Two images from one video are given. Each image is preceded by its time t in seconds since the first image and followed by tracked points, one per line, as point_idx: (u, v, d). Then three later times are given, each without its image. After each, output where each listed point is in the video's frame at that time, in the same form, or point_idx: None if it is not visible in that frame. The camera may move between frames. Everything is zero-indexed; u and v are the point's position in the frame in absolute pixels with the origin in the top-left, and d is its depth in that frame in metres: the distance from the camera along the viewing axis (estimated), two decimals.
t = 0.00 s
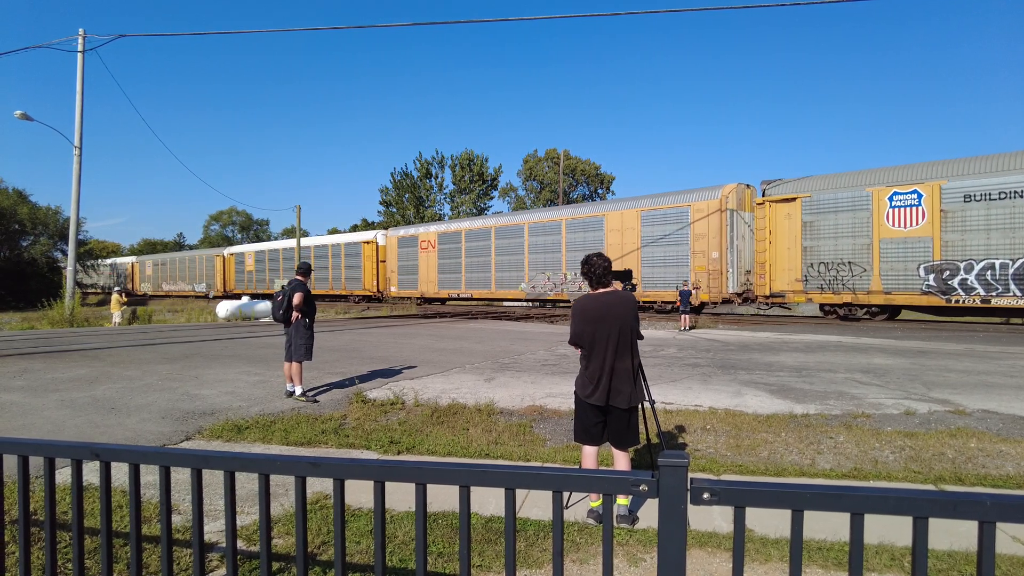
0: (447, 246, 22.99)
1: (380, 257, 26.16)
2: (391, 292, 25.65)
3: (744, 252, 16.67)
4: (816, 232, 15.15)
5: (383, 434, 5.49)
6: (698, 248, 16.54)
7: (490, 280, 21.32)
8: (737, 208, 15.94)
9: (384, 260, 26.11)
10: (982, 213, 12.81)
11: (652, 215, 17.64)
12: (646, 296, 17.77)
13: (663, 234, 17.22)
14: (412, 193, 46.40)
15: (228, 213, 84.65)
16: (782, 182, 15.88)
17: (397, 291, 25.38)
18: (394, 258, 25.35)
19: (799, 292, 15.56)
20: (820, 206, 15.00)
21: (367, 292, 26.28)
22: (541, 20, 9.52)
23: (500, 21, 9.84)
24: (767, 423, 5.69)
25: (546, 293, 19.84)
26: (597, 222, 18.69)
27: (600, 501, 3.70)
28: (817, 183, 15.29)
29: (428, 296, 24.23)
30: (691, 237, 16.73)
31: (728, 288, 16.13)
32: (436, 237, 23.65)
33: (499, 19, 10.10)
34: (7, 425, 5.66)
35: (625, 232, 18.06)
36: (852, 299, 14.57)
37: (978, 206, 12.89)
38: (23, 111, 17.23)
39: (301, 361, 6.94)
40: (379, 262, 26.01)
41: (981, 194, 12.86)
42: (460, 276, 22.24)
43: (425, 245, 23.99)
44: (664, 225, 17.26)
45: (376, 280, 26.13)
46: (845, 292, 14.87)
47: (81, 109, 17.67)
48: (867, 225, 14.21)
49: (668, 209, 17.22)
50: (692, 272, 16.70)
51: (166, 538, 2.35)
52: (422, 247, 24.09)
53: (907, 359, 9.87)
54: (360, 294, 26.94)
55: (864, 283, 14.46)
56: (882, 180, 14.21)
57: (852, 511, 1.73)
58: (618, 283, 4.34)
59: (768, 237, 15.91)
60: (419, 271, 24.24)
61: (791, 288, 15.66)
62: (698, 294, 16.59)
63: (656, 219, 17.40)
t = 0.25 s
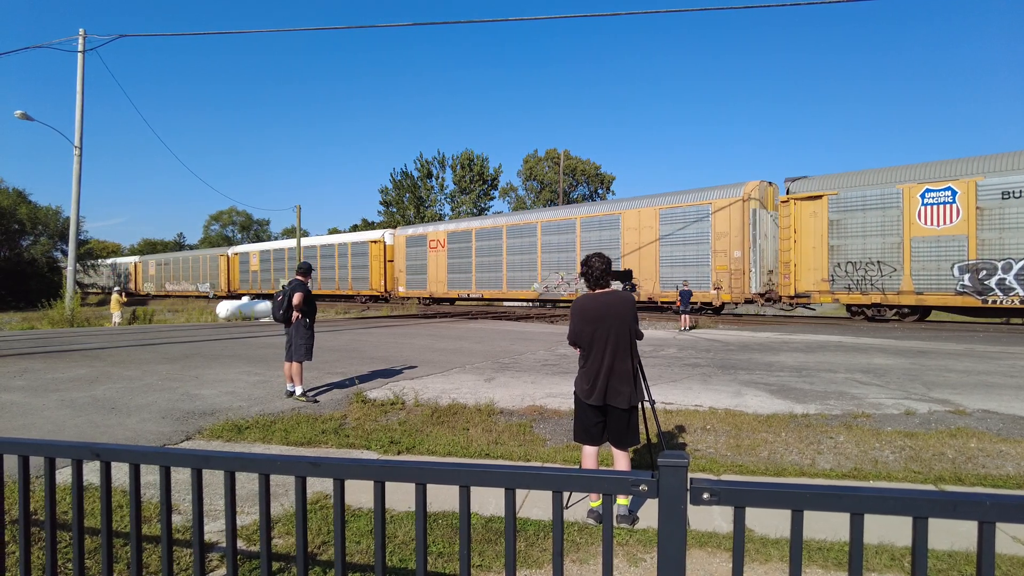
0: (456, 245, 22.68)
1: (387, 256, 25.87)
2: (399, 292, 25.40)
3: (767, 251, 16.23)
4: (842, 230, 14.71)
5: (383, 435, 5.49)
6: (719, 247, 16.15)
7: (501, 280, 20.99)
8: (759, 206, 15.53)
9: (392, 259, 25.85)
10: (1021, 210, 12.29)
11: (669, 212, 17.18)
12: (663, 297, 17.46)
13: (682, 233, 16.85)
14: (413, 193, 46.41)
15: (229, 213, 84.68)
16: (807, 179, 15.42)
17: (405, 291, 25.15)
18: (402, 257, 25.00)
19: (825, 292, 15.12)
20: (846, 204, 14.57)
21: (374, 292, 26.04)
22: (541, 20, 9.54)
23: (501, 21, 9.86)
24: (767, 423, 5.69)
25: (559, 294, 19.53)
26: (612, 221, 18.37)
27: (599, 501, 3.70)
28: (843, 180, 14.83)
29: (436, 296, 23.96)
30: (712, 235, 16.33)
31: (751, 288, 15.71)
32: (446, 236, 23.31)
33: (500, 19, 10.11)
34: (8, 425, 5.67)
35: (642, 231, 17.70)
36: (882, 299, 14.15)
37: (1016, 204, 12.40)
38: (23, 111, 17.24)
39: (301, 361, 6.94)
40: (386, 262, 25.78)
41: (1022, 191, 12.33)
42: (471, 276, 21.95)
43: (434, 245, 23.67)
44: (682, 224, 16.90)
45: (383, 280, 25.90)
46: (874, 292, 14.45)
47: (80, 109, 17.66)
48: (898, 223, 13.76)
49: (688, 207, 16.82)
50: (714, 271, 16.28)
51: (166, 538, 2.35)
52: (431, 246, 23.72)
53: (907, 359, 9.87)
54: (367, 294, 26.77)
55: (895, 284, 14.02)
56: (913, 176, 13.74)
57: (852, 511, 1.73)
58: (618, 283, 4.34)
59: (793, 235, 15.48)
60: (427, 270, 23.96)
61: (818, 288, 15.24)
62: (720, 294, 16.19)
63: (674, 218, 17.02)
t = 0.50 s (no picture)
0: (466, 244, 22.34)
1: (395, 254, 25.57)
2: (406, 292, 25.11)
3: (791, 250, 15.86)
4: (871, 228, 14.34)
5: (384, 434, 5.48)
6: (741, 246, 15.79)
7: (513, 281, 20.61)
8: (783, 204, 15.24)
9: (399, 258, 25.55)
10: None
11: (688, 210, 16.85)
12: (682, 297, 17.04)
13: (702, 231, 16.45)
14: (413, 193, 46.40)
15: (229, 213, 84.69)
16: (833, 176, 15.04)
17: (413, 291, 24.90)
18: (410, 256, 24.66)
19: (852, 292, 14.75)
20: (875, 202, 14.21)
21: (381, 292, 25.80)
22: (540, 20, 9.56)
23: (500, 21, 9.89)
24: (768, 423, 5.68)
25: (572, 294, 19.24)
26: (629, 220, 18.01)
27: (600, 501, 3.70)
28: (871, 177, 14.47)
29: (445, 296, 23.67)
30: (734, 234, 15.97)
31: (774, 288, 15.34)
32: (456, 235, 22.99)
33: (499, 19, 10.11)
34: (8, 425, 5.66)
35: (661, 229, 17.32)
36: (913, 300, 13.80)
37: None
38: (23, 111, 17.25)
39: (302, 361, 6.93)
40: (394, 262, 25.52)
41: None
42: (481, 276, 21.64)
43: (443, 244, 23.33)
44: (702, 223, 16.54)
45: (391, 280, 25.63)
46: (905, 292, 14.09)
47: (80, 109, 17.65)
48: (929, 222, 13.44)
49: (708, 205, 16.46)
50: (736, 272, 15.90)
51: (168, 537, 2.35)
52: (440, 245, 23.36)
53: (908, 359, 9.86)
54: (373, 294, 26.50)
55: (928, 283, 13.67)
56: (947, 173, 13.38)
57: (855, 509, 1.72)
58: (618, 282, 4.33)
59: (819, 233, 15.10)
60: (436, 269, 23.64)
61: (845, 288, 14.87)
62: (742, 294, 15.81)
63: (694, 216, 16.66)
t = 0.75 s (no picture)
0: (476, 243, 22.02)
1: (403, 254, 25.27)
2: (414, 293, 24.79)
3: (816, 249, 15.56)
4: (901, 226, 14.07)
5: (385, 434, 5.47)
6: (764, 245, 15.40)
7: (527, 281, 20.29)
8: (807, 201, 14.93)
9: (407, 258, 25.27)
10: None
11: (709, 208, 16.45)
12: (702, 298, 16.63)
13: (725, 230, 16.05)
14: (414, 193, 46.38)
15: (229, 213, 84.67)
16: (861, 172, 14.77)
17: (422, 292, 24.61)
18: (418, 256, 24.35)
19: (882, 292, 14.45)
20: (907, 199, 13.95)
21: (389, 292, 25.54)
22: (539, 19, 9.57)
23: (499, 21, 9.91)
24: (769, 423, 5.67)
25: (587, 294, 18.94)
26: (647, 218, 17.61)
27: (601, 500, 3.69)
28: (902, 173, 14.20)
29: (455, 296, 23.36)
30: (756, 232, 15.57)
31: (800, 288, 15.01)
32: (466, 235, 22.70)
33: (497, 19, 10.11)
34: (8, 424, 5.66)
35: (680, 228, 16.94)
36: (947, 300, 13.54)
37: None
38: (23, 111, 17.25)
39: (302, 360, 6.92)
40: (402, 261, 25.25)
41: None
42: (493, 276, 21.34)
43: (453, 243, 23.00)
44: (723, 221, 16.16)
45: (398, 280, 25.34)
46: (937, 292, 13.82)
47: (80, 109, 17.64)
48: (963, 220, 13.20)
49: (730, 203, 16.07)
50: (759, 271, 15.50)
51: (169, 536, 2.34)
52: (450, 245, 23.05)
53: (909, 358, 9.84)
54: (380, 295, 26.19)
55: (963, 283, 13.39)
56: (982, 169, 13.10)
57: (858, 508, 1.72)
58: (618, 281, 4.33)
59: (846, 231, 14.83)
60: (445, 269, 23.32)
61: (873, 288, 14.57)
62: (766, 294, 15.44)
63: (714, 214, 16.27)
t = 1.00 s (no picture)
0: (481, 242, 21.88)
1: (410, 254, 25.00)
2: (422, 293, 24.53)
3: (842, 248, 15.09)
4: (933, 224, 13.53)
5: (385, 434, 5.47)
6: (788, 243, 15.01)
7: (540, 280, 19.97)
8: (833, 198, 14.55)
9: (415, 257, 25.00)
10: None
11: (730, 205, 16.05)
12: (723, 298, 16.26)
13: (748, 229, 15.63)
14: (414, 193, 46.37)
15: (229, 213, 84.68)
16: (890, 169, 14.18)
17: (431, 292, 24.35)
18: (427, 256, 24.05)
19: (913, 292, 13.85)
20: (939, 196, 13.42)
21: (397, 291, 25.33)
22: (539, 18, 9.58)
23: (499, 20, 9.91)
24: (769, 422, 5.67)
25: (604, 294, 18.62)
26: (665, 216, 17.20)
27: (601, 500, 3.69)
28: (934, 169, 13.66)
29: (465, 296, 23.09)
30: (779, 231, 15.19)
31: (825, 289, 14.59)
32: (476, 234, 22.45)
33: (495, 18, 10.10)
34: (9, 424, 5.66)
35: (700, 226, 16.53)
36: (983, 301, 13.03)
37: None
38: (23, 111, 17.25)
39: (302, 360, 6.92)
40: (410, 261, 24.99)
41: None
42: (504, 276, 21.08)
43: (462, 242, 22.72)
44: (744, 219, 15.76)
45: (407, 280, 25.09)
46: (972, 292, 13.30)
47: (80, 109, 17.64)
48: (1000, 217, 12.66)
49: (752, 200, 15.66)
50: (782, 271, 15.14)
51: (170, 536, 2.34)
52: (459, 244, 22.78)
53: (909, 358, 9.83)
54: (388, 295, 25.96)
55: (1000, 283, 12.89)
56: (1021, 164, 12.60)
57: (861, 507, 1.72)
58: (618, 281, 4.32)
59: (875, 229, 14.25)
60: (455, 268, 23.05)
61: (904, 288, 13.99)
62: (789, 295, 15.06)
63: (736, 212, 15.86)
